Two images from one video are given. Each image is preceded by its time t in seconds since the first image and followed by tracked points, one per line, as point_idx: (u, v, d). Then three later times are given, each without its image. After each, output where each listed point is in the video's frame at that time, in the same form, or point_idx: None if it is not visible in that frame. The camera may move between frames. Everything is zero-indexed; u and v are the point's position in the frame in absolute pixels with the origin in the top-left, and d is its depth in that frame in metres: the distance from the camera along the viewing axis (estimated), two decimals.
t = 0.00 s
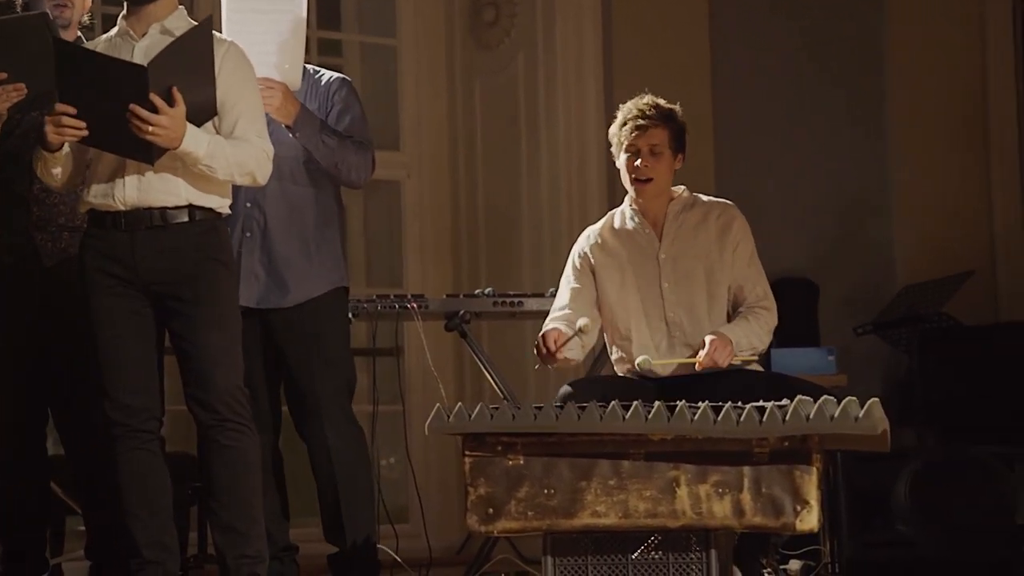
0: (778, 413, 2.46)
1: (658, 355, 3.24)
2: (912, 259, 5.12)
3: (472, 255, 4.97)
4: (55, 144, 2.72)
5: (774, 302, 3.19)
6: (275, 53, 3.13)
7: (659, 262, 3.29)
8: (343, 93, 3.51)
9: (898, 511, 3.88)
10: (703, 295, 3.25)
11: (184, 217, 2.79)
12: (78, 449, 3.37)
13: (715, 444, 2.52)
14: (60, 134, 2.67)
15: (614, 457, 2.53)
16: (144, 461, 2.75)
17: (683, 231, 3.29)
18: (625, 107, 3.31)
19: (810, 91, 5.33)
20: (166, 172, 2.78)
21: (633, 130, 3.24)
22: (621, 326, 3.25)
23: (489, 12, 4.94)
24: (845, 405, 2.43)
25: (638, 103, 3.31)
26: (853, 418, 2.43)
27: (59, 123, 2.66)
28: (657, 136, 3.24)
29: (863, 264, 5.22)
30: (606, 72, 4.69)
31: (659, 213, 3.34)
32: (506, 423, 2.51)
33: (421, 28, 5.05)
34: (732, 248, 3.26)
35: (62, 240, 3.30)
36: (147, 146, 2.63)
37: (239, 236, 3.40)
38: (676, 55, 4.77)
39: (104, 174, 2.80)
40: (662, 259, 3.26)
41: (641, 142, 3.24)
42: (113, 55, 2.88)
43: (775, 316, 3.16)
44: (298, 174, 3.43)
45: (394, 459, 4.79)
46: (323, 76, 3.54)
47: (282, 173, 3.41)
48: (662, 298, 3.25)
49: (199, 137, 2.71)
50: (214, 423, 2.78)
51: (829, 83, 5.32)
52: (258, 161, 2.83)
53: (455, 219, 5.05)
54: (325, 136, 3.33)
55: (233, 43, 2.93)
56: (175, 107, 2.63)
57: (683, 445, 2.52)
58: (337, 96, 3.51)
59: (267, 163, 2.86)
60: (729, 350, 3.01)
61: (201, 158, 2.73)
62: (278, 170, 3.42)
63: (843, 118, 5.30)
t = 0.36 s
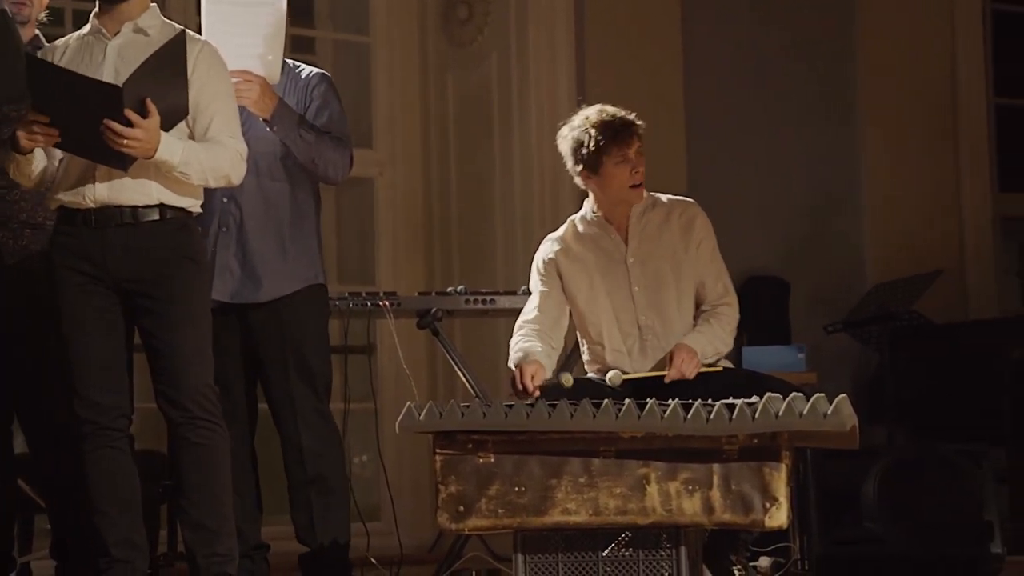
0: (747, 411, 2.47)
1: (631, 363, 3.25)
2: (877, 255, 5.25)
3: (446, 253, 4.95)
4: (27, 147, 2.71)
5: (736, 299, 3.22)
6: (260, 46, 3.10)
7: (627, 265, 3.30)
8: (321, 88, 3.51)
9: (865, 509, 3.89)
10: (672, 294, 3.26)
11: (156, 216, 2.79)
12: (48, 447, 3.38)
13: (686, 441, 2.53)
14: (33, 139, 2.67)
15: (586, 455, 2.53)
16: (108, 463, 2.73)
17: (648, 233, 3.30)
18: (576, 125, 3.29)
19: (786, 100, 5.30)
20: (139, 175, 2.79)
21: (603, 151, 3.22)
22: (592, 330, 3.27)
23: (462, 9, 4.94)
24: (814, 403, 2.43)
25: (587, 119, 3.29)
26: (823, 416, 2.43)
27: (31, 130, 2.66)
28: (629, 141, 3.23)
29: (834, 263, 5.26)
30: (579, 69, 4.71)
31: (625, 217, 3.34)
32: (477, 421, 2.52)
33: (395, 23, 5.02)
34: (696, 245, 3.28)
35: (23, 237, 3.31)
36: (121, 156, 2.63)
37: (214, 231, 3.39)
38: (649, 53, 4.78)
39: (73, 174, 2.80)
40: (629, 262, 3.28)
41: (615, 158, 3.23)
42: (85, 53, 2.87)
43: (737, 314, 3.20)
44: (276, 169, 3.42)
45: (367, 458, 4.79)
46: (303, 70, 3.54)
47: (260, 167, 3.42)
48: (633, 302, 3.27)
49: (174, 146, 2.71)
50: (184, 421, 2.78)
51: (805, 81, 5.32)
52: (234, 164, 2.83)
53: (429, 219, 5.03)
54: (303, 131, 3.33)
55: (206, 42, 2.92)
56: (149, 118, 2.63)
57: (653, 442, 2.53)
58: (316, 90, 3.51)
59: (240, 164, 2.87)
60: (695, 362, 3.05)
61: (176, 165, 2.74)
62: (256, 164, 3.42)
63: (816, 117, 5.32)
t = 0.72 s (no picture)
0: (713, 409, 2.45)
1: (590, 360, 3.26)
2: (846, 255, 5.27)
3: (414, 251, 4.94)
4: None
5: (695, 295, 3.22)
6: (248, 49, 3.03)
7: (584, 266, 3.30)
8: (305, 88, 3.41)
9: (833, 509, 3.90)
10: (630, 293, 3.27)
11: (122, 214, 2.77)
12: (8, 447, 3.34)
13: (653, 440, 2.51)
14: None
15: (554, 453, 2.51)
16: (78, 460, 2.72)
17: (604, 234, 3.31)
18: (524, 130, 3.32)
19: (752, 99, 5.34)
20: (105, 172, 2.77)
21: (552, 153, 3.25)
22: (552, 333, 3.27)
23: (432, 8, 4.94)
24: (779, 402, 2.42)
25: (535, 122, 3.33)
26: (788, 414, 2.43)
27: None
28: (579, 138, 3.27)
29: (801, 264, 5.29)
30: (547, 71, 4.73)
31: (580, 217, 3.35)
32: (445, 420, 2.49)
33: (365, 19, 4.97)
34: (652, 242, 3.29)
35: None
36: (86, 151, 2.62)
37: (199, 227, 3.32)
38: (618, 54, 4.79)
39: (38, 172, 2.78)
40: (586, 263, 3.28)
41: (566, 159, 3.27)
42: (51, 50, 2.85)
43: (698, 313, 3.19)
44: (261, 167, 3.36)
45: (336, 458, 4.78)
46: (288, 68, 3.45)
47: (242, 166, 3.35)
48: (590, 303, 3.27)
49: (140, 143, 2.70)
50: (150, 420, 2.77)
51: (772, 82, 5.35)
52: (200, 164, 2.82)
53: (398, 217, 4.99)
54: (284, 136, 3.24)
55: (173, 39, 2.88)
56: (115, 115, 2.63)
57: (620, 441, 2.51)
58: (300, 89, 3.41)
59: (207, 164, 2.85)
60: (649, 360, 2.98)
61: (142, 162, 2.73)
62: (238, 164, 3.35)
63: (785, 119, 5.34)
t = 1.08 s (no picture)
0: (679, 409, 2.43)
1: (557, 359, 3.26)
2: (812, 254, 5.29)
3: (381, 251, 4.94)
4: None
5: (662, 293, 3.24)
6: (225, 48, 2.93)
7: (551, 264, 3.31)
8: (282, 86, 3.26)
9: (797, 508, 3.95)
10: (596, 290, 3.27)
11: (84, 213, 2.75)
12: None
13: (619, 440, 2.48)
14: None
15: (518, 453, 2.48)
16: (40, 461, 2.71)
17: (571, 232, 3.31)
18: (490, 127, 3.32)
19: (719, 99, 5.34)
20: (67, 170, 2.74)
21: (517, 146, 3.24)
22: (519, 333, 3.27)
23: (398, 7, 4.93)
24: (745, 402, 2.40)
25: (501, 118, 3.33)
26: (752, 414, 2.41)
27: None
28: (544, 131, 3.27)
29: (766, 263, 5.31)
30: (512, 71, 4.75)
31: (546, 215, 3.35)
32: (411, 421, 2.45)
33: (330, 18, 4.97)
34: (619, 240, 3.29)
35: None
36: (49, 148, 2.60)
37: (178, 228, 3.18)
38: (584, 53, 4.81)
39: None
40: (553, 262, 3.28)
41: (530, 152, 3.26)
42: (13, 48, 2.83)
43: (664, 309, 3.21)
44: (240, 166, 3.22)
45: (303, 458, 4.78)
46: (264, 65, 3.30)
47: (222, 163, 3.21)
48: (557, 301, 3.28)
49: (102, 138, 2.68)
50: (113, 421, 2.74)
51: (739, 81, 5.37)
52: (163, 161, 2.80)
53: (364, 215, 5.00)
54: (268, 135, 3.10)
55: (138, 39, 2.88)
56: (78, 109, 2.62)
57: (585, 441, 2.48)
58: (276, 88, 3.26)
59: (170, 161, 2.84)
60: (604, 354, 3.00)
61: (105, 158, 2.71)
62: (217, 162, 3.21)
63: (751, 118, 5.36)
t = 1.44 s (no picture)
0: (641, 410, 2.38)
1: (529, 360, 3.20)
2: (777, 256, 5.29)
3: (345, 251, 4.93)
4: None
5: (641, 296, 3.20)
6: (191, 49, 2.93)
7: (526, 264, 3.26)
8: (246, 89, 3.25)
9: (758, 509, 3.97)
10: (570, 292, 3.22)
11: (47, 213, 2.74)
12: None
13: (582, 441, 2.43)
14: None
15: (482, 454, 2.43)
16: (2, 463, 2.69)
17: (547, 233, 3.26)
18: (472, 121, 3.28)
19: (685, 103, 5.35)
20: (29, 171, 2.73)
21: (496, 145, 3.21)
22: (494, 334, 3.22)
23: (363, 8, 4.93)
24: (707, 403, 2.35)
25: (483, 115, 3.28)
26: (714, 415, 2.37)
27: None
28: (526, 134, 3.23)
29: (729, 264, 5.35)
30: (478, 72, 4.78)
31: (523, 217, 3.30)
32: (373, 421, 2.41)
33: (295, 18, 4.95)
34: (597, 243, 3.24)
35: None
36: (11, 152, 2.60)
37: (135, 228, 3.17)
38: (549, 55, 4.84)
39: None
40: (528, 261, 3.23)
41: (507, 153, 3.22)
42: None
43: (643, 312, 3.17)
44: (198, 169, 3.22)
45: (267, 458, 4.76)
46: (229, 66, 3.29)
47: (181, 169, 3.21)
48: (530, 301, 3.22)
49: (65, 140, 2.65)
50: (75, 422, 2.73)
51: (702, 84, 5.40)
52: (127, 161, 2.78)
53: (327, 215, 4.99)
54: (230, 138, 3.09)
55: (100, 37, 2.84)
56: (38, 112, 2.61)
57: (549, 442, 2.43)
58: (240, 90, 3.25)
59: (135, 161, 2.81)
60: (583, 352, 2.99)
61: (67, 160, 2.68)
62: (176, 167, 3.20)
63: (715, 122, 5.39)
